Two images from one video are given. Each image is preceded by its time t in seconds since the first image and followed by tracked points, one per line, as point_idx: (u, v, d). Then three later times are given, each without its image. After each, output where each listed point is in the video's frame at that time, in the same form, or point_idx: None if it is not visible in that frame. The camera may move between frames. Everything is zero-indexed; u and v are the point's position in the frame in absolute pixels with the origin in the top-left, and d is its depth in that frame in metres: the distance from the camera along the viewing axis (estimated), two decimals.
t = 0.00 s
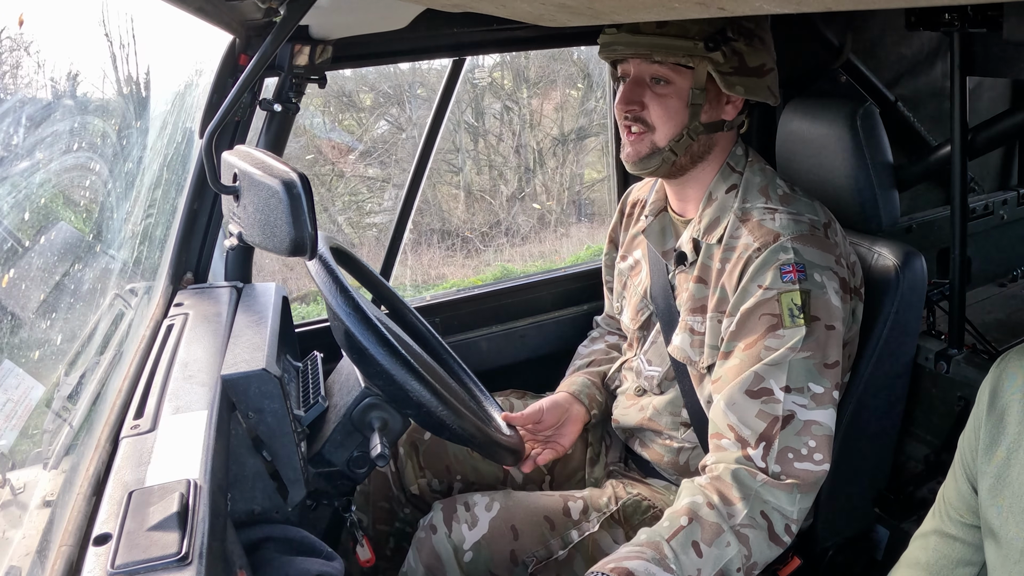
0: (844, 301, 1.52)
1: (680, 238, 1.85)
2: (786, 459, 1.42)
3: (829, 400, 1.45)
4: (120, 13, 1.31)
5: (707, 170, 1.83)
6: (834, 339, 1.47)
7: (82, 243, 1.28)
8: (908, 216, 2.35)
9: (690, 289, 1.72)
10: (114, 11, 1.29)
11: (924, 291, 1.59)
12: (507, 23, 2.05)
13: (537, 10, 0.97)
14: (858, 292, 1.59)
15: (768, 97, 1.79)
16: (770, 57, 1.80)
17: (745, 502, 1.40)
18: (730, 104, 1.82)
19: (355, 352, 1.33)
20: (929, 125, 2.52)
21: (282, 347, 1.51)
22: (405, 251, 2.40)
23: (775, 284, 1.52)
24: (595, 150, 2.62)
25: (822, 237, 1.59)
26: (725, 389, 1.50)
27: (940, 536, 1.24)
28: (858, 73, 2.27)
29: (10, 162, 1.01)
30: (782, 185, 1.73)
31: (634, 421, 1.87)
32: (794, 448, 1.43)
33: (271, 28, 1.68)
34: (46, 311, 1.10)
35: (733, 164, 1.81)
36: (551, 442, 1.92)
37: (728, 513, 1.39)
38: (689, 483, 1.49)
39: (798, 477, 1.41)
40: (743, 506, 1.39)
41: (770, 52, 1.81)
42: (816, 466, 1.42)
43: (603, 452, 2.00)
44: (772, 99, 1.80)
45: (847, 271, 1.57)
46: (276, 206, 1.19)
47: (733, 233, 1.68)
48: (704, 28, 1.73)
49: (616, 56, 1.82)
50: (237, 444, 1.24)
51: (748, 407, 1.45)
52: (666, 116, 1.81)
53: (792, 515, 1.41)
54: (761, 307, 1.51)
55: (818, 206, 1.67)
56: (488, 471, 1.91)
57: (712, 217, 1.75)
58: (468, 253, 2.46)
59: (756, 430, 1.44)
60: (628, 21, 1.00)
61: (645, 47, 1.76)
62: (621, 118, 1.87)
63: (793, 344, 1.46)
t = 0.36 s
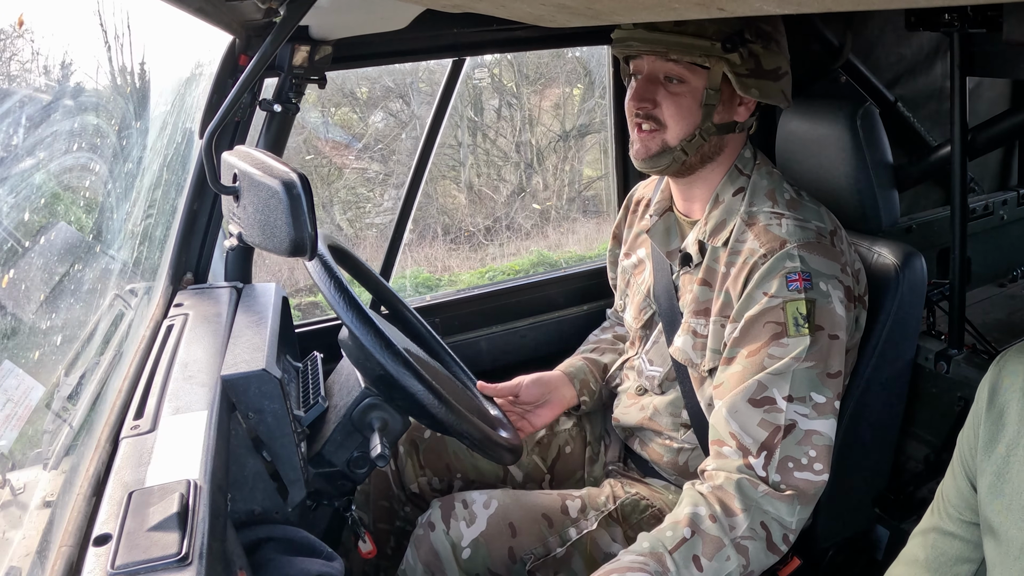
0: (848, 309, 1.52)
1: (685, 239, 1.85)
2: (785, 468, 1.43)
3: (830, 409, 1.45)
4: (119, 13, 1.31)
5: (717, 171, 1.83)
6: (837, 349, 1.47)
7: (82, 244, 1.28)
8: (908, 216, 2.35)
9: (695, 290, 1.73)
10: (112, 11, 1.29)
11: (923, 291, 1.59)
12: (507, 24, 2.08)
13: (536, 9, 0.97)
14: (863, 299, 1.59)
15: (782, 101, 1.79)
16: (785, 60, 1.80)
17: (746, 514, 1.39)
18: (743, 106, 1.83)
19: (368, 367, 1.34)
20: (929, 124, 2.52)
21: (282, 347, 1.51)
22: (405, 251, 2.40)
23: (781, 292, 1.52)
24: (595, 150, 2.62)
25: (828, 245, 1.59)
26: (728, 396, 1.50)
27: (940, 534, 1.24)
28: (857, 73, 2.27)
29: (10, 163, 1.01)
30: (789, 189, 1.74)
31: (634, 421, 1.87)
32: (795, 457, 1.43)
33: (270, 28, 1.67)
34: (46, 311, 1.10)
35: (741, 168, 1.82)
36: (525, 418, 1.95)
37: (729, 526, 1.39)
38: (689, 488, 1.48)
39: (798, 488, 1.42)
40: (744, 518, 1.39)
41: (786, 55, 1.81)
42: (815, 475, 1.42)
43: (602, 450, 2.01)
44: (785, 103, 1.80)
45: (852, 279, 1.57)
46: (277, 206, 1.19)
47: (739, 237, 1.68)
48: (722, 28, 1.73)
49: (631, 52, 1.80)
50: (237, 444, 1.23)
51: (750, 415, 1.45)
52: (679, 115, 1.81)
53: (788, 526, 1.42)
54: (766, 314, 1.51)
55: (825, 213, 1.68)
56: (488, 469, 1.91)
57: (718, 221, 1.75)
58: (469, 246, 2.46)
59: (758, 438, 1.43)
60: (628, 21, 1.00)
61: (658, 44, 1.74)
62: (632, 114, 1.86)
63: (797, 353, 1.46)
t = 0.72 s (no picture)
0: (838, 302, 1.53)
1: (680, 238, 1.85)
2: (778, 461, 1.43)
3: (821, 401, 1.45)
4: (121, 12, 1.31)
5: (702, 164, 1.83)
6: (827, 341, 1.47)
7: (82, 243, 1.28)
8: (907, 215, 2.35)
9: (690, 287, 1.71)
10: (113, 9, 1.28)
11: (923, 291, 1.59)
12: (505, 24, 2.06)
13: (536, 9, 0.97)
14: (856, 292, 1.60)
15: (766, 95, 1.79)
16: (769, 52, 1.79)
17: (738, 506, 1.40)
18: (728, 99, 1.82)
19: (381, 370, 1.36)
20: (929, 124, 2.52)
21: (282, 347, 1.50)
22: (405, 251, 2.41)
23: (768, 284, 1.52)
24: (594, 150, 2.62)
25: (817, 238, 1.59)
26: (718, 389, 1.50)
27: (937, 539, 1.24)
28: (857, 73, 2.27)
29: (10, 162, 1.01)
30: (778, 185, 1.74)
31: (633, 421, 1.87)
32: (786, 450, 1.44)
33: (271, 28, 1.67)
34: (46, 311, 1.10)
35: (731, 164, 1.81)
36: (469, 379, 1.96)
37: (721, 520, 1.38)
38: (681, 486, 1.47)
39: (791, 480, 1.43)
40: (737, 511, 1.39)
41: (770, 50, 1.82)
42: (806, 467, 1.43)
43: (601, 450, 2.02)
44: (769, 97, 1.80)
45: (842, 272, 1.57)
46: (276, 205, 1.19)
47: (729, 232, 1.68)
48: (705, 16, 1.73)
49: (620, 43, 1.83)
50: (237, 444, 1.23)
51: (741, 407, 1.45)
52: (662, 105, 1.81)
53: (783, 518, 1.42)
54: (753, 308, 1.51)
55: (815, 206, 1.68)
56: (488, 468, 1.91)
57: (708, 217, 1.75)
58: (470, 255, 2.48)
59: (749, 431, 1.43)
60: (628, 21, 1.00)
61: (645, 32, 1.78)
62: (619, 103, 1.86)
63: (786, 345, 1.46)
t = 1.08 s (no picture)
0: (841, 309, 1.53)
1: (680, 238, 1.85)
2: (780, 470, 1.43)
3: (824, 409, 1.45)
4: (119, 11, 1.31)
5: (704, 172, 1.83)
6: (829, 348, 1.47)
7: (82, 244, 1.28)
8: (907, 215, 2.35)
9: (690, 290, 1.72)
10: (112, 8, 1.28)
11: (923, 290, 1.60)
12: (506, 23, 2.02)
13: (536, 9, 0.96)
14: (858, 299, 1.60)
15: (761, 94, 1.78)
16: (759, 51, 1.77)
17: (740, 515, 1.39)
18: (724, 102, 1.81)
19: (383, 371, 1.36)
20: (929, 124, 2.52)
21: (282, 347, 1.50)
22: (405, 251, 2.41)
23: (771, 292, 1.52)
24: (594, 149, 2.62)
25: (819, 244, 1.59)
26: (719, 398, 1.50)
27: (938, 537, 1.24)
28: (857, 72, 2.26)
29: (10, 162, 1.00)
30: (782, 187, 1.74)
31: (632, 421, 1.86)
32: (788, 459, 1.43)
33: (271, 28, 1.67)
34: (46, 311, 1.09)
35: (732, 165, 1.81)
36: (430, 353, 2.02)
37: (723, 527, 1.38)
38: (688, 489, 1.48)
39: (793, 489, 1.42)
40: (738, 519, 1.39)
41: (761, 46, 1.78)
42: (809, 476, 1.43)
43: (600, 451, 2.01)
44: (765, 95, 1.79)
45: (845, 278, 1.57)
46: (276, 205, 1.19)
47: (731, 236, 1.68)
48: (687, 30, 1.72)
49: (607, 63, 1.82)
50: (237, 444, 1.23)
51: (743, 416, 1.45)
52: (657, 120, 1.82)
53: (784, 527, 1.41)
54: (757, 315, 1.51)
55: (818, 212, 1.67)
56: (487, 469, 1.91)
57: (710, 220, 1.74)
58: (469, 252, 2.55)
59: (751, 440, 1.43)
60: (630, 20, 1.00)
61: (630, 52, 1.77)
62: (615, 124, 1.89)
63: (789, 354, 1.46)
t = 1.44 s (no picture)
0: (835, 305, 1.53)
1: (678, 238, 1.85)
2: (773, 464, 1.43)
3: (818, 404, 1.45)
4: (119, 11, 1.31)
5: (703, 172, 1.83)
6: (823, 342, 1.47)
7: (82, 243, 1.28)
8: (907, 215, 2.35)
9: (687, 288, 1.72)
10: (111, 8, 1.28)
11: (923, 291, 1.60)
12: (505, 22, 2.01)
13: (536, 9, 0.96)
14: (853, 295, 1.61)
15: (761, 95, 1.77)
16: (760, 53, 1.75)
17: (735, 508, 1.39)
18: (723, 102, 1.80)
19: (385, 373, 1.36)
20: (929, 124, 2.52)
21: (282, 346, 1.50)
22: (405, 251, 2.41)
23: (765, 287, 1.52)
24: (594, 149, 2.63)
25: (815, 240, 1.59)
26: (713, 392, 1.50)
27: (931, 535, 1.24)
28: (857, 72, 2.27)
29: (10, 162, 1.00)
30: (779, 186, 1.73)
31: (631, 420, 1.86)
32: (782, 452, 1.43)
33: (270, 28, 1.66)
34: (45, 310, 1.10)
35: (731, 164, 1.81)
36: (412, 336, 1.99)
37: (717, 520, 1.39)
38: (682, 483, 1.48)
39: (786, 483, 1.42)
40: (732, 512, 1.39)
41: (761, 47, 1.76)
42: (801, 470, 1.43)
43: (599, 451, 2.00)
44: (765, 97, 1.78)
45: (839, 274, 1.57)
46: (276, 205, 1.19)
47: (728, 233, 1.67)
48: (688, 32, 1.71)
49: (606, 62, 1.82)
50: (237, 444, 1.23)
51: (738, 410, 1.45)
52: (656, 121, 1.82)
53: (777, 522, 1.42)
54: (751, 309, 1.51)
55: (814, 209, 1.67)
56: (487, 467, 1.91)
57: (709, 218, 1.75)
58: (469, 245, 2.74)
59: (745, 434, 1.43)
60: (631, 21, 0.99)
61: (628, 53, 1.76)
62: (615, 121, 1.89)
63: (782, 348, 1.46)
